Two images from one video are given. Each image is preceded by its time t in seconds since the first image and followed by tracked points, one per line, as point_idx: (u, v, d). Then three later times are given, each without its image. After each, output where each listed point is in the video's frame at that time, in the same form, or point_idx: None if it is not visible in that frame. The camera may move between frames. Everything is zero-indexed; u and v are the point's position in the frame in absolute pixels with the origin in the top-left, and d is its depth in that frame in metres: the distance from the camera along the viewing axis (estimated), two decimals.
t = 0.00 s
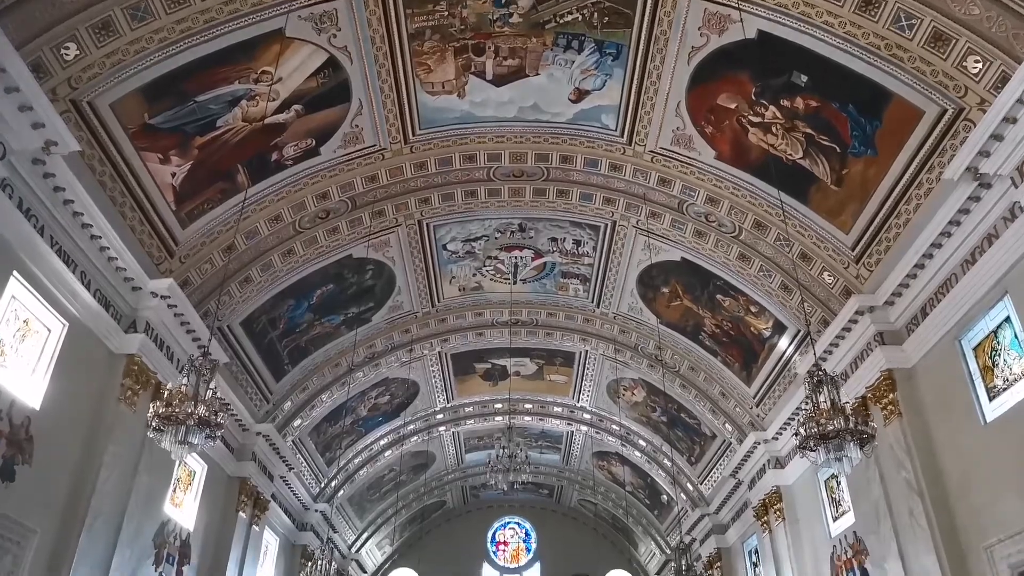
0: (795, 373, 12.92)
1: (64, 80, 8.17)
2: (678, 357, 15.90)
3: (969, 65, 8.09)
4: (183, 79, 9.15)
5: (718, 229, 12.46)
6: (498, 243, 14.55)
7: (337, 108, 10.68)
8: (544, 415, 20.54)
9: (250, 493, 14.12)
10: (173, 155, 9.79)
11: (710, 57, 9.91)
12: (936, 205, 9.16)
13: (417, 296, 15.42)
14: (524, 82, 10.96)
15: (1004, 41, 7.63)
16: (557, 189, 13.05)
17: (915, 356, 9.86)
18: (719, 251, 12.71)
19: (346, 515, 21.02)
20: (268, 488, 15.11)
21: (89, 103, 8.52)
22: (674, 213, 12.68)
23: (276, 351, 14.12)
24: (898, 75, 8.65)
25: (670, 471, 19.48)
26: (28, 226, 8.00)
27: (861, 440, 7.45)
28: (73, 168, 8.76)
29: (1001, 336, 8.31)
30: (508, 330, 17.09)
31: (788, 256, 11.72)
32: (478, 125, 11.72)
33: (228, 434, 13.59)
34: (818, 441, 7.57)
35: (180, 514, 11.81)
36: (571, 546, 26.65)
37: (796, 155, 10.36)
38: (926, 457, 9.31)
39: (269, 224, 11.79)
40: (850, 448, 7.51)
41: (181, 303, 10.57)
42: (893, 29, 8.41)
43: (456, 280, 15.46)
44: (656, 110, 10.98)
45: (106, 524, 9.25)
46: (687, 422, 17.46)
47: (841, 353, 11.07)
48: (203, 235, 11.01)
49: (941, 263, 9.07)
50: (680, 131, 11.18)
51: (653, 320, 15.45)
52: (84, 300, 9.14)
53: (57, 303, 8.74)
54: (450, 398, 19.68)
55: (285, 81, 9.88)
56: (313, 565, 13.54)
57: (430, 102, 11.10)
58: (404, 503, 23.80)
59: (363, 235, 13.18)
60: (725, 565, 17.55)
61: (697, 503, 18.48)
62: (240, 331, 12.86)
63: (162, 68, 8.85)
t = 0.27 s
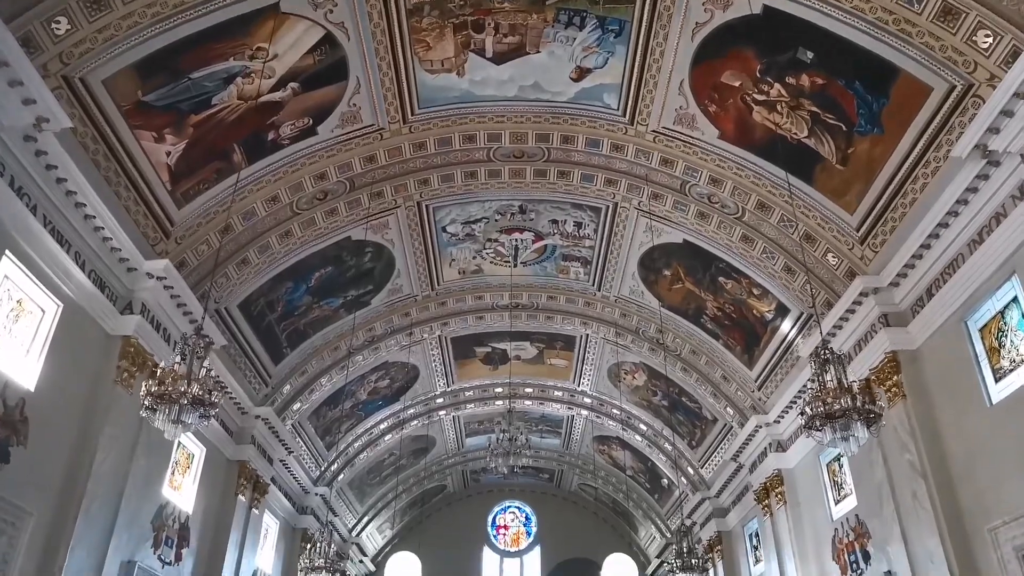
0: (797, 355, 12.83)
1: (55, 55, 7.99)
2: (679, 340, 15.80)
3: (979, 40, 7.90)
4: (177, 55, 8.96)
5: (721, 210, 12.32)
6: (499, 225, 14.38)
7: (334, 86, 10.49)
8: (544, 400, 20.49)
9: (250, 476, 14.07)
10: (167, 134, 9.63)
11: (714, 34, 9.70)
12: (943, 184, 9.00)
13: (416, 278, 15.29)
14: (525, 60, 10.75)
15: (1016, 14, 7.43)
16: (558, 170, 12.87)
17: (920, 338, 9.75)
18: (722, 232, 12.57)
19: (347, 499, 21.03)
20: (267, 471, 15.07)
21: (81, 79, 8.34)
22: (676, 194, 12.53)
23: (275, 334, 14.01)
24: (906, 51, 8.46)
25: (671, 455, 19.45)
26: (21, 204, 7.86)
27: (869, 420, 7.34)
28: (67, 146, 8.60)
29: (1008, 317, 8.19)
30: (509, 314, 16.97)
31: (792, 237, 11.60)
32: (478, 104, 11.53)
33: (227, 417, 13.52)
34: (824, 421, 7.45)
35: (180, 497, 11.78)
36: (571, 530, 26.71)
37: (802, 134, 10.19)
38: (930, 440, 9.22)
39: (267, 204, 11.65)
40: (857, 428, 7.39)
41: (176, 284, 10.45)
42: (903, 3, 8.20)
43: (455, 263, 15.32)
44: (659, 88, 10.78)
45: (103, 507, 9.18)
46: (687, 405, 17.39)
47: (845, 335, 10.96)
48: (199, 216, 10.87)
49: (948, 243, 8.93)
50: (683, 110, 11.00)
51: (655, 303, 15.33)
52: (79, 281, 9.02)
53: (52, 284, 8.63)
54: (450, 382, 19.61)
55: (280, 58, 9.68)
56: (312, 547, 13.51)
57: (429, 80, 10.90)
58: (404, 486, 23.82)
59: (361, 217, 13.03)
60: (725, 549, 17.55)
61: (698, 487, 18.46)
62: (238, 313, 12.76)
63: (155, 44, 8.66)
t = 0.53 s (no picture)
0: (802, 338, 12.73)
1: (49, 30, 7.83)
2: (683, 323, 15.70)
3: (992, 13, 7.71)
4: (172, 31, 8.78)
5: (725, 190, 12.17)
6: (500, 207, 14.23)
7: (333, 64, 10.31)
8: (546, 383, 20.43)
9: (251, 459, 14.05)
10: (164, 111, 9.48)
11: (720, 10, 9.48)
12: (952, 161, 8.85)
13: (417, 261, 15.17)
14: (527, 37, 10.55)
15: None
16: (561, 151, 12.70)
17: (926, 319, 9.65)
18: (727, 213, 12.44)
19: (349, 482, 21.05)
20: (269, 454, 15.06)
21: (76, 55, 8.18)
22: (680, 175, 12.38)
23: (275, 317, 13.92)
24: (917, 25, 8.28)
25: (673, 439, 19.42)
26: (16, 183, 7.74)
27: (879, 399, 7.25)
28: (62, 124, 8.47)
29: (1018, 296, 8.07)
30: (510, 297, 16.87)
31: (798, 217, 11.48)
32: (480, 82, 11.34)
33: (228, 400, 13.47)
34: (833, 399, 7.35)
35: (180, 480, 11.75)
36: (573, 513, 26.77)
37: (809, 112, 10.03)
38: (937, 421, 9.14)
39: (266, 185, 11.52)
40: (867, 407, 7.30)
41: (175, 264, 10.35)
42: None
43: (457, 245, 15.19)
44: (664, 66, 10.59)
45: (103, 488, 9.15)
46: (690, 388, 17.32)
47: (850, 317, 10.85)
48: (198, 196, 10.75)
49: (957, 222, 8.79)
50: (688, 88, 10.81)
51: (658, 286, 15.21)
52: (76, 261, 8.92)
53: (48, 264, 8.52)
54: (452, 365, 19.54)
55: (278, 35, 9.48)
56: (313, 529, 13.52)
57: (429, 58, 10.71)
58: (406, 470, 23.84)
59: (361, 198, 12.89)
60: (727, 532, 17.56)
61: (700, 470, 18.45)
62: (238, 295, 12.68)
63: (150, 20, 8.48)
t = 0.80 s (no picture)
0: (805, 323, 12.64)
1: (40, 7, 7.66)
2: (684, 309, 15.60)
3: None
4: (166, 10, 8.60)
5: (728, 173, 12.04)
6: (501, 191, 14.07)
7: (331, 44, 10.14)
8: (547, 370, 20.37)
9: (251, 446, 13.96)
10: (160, 92, 9.33)
11: None
12: (960, 141, 8.71)
13: (417, 246, 15.04)
14: (528, 17, 10.36)
15: None
16: (562, 134, 12.54)
17: (931, 303, 9.55)
18: (729, 197, 12.31)
19: (349, 470, 21.02)
20: (269, 441, 14.99)
21: (69, 33, 8.02)
22: (682, 158, 12.23)
23: (274, 303, 13.81)
24: (926, 2, 8.11)
25: (674, 426, 19.38)
26: (9, 163, 7.60)
27: (888, 377, 7.19)
28: (57, 104, 8.32)
29: None
30: (510, 284, 16.75)
31: (802, 201, 11.37)
32: (480, 64, 11.17)
33: (226, 386, 13.38)
34: (842, 378, 7.27)
35: (179, 466, 11.67)
36: (573, 500, 26.78)
37: (814, 93, 9.88)
38: (942, 405, 9.05)
39: (263, 168, 11.38)
40: (876, 385, 7.24)
41: (171, 248, 10.23)
42: None
43: (457, 231, 15.06)
44: (666, 47, 10.42)
45: (101, 474, 9.06)
46: (691, 374, 17.24)
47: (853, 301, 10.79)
48: (194, 179, 10.61)
49: (964, 203, 8.67)
50: (691, 69, 10.65)
51: (659, 271, 15.10)
52: (71, 244, 8.79)
53: (43, 246, 8.40)
54: (451, 352, 19.45)
55: (274, 14, 9.28)
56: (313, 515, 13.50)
57: (429, 39, 10.53)
58: (406, 458, 23.83)
59: (360, 182, 12.75)
60: (728, 518, 17.54)
61: (701, 457, 18.41)
62: (236, 280, 12.56)
63: None
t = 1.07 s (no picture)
0: (806, 308, 12.56)
1: None
2: (684, 296, 15.52)
3: None
4: None
5: (730, 157, 11.93)
6: (500, 177, 13.93)
7: (327, 27, 9.97)
8: (546, 358, 20.30)
9: (249, 434, 13.89)
10: (153, 75, 9.17)
11: None
12: (965, 123, 8.60)
13: (415, 233, 14.92)
14: None
15: None
16: (562, 118, 12.38)
17: (935, 287, 9.47)
18: (730, 181, 12.20)
19: (348, 458, 20.99)
20: (267, 429, 14.93)
21: (59, 14, 7.85)
22: (683, 142, 12.11)
23: (271, 290, 13.71)
24: None
25: (674, 413, 19.35)
26: None
27: (896, 358, 6.97)
28: (48, 87, 8.16)
29: None
30: (510, 271, 16.64)
31: (805, 185, 11.27)
32: (478, 47, 11.00)
33: (224, 374, 13.30)
34: (848, 360, 7.08)
35: (176, 454, 11.60)
36: (572, 488, 26.81)
37: (817, 75, 9.76)
38: (945, 390, 8.98)
39: (259, 152, 11.25)
40: (883, 367, 7.04)
41: (167, 234, 10.10)
42: None
43: (455, 217, 14.93)
44: (667, 29, 10.26)
45: (97, 463, 8.98)
46: (691, 362, 17.18)
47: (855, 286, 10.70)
48: (189, 164, 10.48)
49: (969, 186, 8.57)
50: (693, 52, 10.50)
51: (659, 258, 15.00)
52: (65, 230, 8.66)
53: (36, 231, 8.28)
54: (450, 340, 19.37)
55: None
56: (310, 501, 13.39)
57: (426, 21, 10.36)
58: (405, 446, 23.81)
59: (358, 167, 12.61)
60: (728, 505, 17.54)
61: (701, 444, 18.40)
62: (232, 267, 12.45)
63: None
